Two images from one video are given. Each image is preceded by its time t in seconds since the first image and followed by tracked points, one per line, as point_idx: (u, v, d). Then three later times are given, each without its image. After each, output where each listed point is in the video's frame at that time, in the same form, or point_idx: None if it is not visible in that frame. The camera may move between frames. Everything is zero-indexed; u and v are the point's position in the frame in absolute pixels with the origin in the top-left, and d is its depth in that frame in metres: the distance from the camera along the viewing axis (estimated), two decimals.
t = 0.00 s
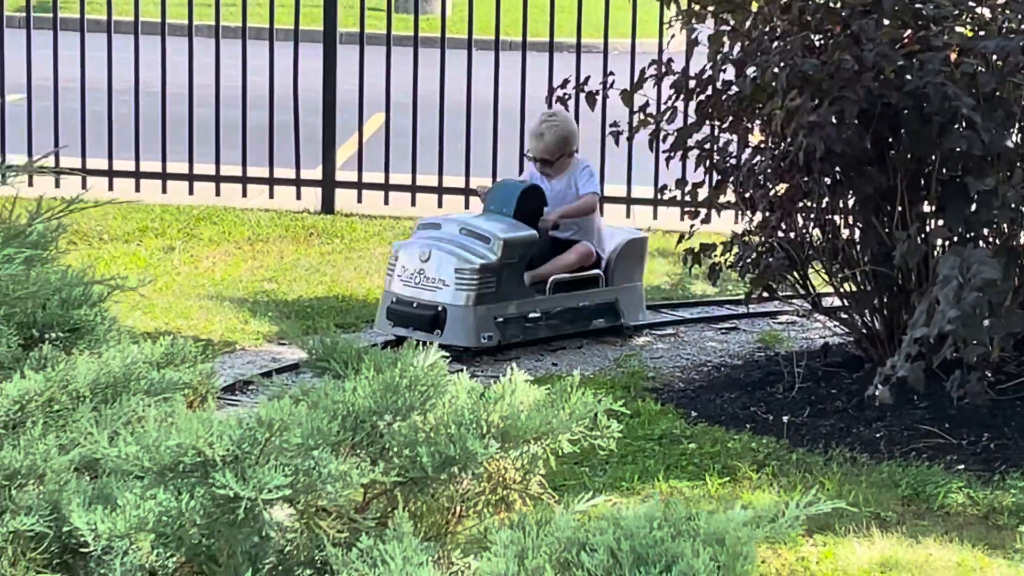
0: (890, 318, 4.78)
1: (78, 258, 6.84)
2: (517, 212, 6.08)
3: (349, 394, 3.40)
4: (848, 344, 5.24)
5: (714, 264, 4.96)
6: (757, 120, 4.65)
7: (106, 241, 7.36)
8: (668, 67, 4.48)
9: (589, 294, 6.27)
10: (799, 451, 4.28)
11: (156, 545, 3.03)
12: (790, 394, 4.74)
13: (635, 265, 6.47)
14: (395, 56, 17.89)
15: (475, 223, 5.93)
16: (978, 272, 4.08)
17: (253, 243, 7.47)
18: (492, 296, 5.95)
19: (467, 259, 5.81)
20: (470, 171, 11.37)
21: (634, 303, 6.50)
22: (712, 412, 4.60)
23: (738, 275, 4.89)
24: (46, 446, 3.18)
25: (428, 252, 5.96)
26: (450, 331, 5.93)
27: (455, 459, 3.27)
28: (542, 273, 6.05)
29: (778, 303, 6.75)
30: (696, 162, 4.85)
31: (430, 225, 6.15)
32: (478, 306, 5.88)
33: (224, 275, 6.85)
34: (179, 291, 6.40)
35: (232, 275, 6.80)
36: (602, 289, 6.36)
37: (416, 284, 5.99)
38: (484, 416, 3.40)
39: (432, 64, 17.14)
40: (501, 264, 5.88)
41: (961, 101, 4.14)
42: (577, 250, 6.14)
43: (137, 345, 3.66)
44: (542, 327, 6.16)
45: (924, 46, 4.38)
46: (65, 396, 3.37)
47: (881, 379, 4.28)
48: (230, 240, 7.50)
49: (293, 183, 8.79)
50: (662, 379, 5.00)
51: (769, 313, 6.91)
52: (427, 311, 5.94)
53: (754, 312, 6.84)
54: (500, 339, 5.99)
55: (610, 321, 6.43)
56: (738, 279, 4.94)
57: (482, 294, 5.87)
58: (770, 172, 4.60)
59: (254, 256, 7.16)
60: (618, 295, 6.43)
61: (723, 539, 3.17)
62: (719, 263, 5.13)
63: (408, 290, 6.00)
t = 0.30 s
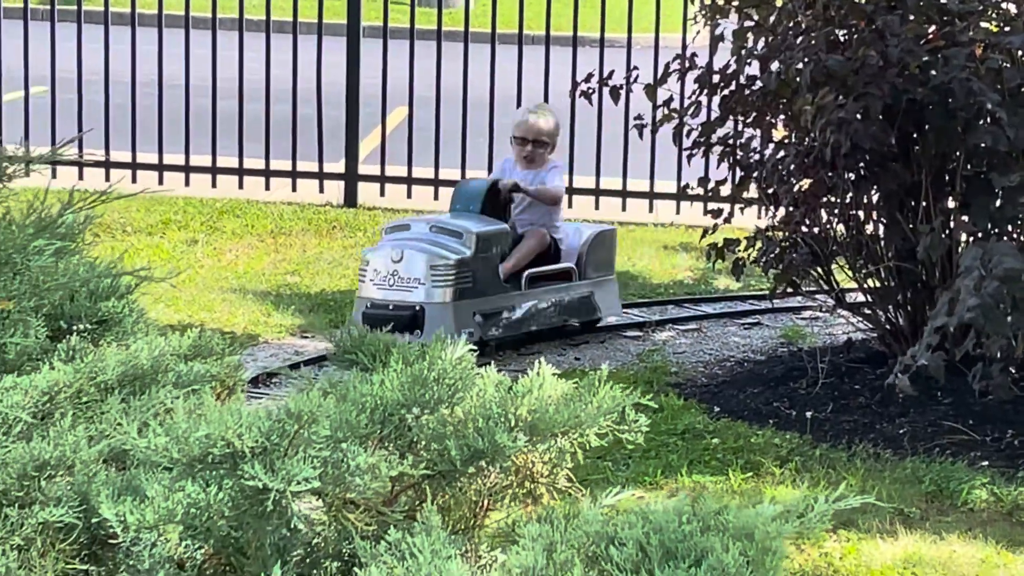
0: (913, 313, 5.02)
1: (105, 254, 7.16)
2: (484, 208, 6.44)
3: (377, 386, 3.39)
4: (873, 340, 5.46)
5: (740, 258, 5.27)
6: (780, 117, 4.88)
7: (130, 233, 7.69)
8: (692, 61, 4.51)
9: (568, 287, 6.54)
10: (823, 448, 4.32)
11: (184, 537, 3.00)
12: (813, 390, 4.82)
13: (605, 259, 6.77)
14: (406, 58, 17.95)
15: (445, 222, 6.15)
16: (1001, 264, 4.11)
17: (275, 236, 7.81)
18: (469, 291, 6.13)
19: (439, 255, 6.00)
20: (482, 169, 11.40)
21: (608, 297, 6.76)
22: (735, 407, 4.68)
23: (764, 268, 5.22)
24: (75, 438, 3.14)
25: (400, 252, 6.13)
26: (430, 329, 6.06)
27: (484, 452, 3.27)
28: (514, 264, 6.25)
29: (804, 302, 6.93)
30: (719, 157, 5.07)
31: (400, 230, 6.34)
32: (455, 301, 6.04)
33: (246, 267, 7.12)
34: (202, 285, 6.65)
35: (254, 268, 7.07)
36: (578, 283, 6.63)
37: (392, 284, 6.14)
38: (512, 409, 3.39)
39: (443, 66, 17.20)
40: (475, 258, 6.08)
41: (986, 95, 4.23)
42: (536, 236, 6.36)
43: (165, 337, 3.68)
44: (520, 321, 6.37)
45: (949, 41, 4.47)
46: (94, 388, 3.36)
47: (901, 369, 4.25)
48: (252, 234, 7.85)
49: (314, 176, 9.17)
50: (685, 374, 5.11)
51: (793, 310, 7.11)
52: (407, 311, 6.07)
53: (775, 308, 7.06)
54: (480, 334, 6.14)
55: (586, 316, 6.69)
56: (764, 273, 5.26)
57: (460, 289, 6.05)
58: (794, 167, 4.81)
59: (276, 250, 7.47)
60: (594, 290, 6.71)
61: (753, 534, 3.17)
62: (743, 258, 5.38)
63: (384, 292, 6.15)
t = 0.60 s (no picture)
0: (936, 308, 5.28)
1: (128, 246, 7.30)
2: (476, 211, 6.21)
3: (403, 378, 3.39)
4: (894, 335, 5.73)
5: (762, 253, 5.49)
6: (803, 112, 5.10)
7: (152, 225, 7.83)
8: (714, 58, 4.65)
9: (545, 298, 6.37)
10: (844, 443, 4.36)
11: (209, 528, 2.95)
12: (835, 385, 4.93)
13: (586, 268, 6.62)
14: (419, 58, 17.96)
15: (437, 228, 6.02)
16: None
17: (296, 229, 7.94)
18: (454, 301, 5.98)
19: (429, 265, 5.91)
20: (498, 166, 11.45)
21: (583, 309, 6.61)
22: (757, 403, 4.77)
23: (787, 264, 5.42)
24: (102, 428, 3.06)
25: (389, 256, 6.05)
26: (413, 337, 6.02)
27: (510, 445, 3.24)
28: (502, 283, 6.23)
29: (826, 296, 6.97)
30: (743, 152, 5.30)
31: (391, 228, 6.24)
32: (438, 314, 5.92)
33: (268, 262, 7.23)
34: (224, 278, 6.75)
35: (275, 261, 7.18)
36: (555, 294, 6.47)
37: (378, 289, 6.06)
38: (538, 403, 3.38)
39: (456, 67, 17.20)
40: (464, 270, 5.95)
41: (1009, 90, 4.42)
42: (536, 254, 6.34)
43: (189, 329, 3.68)
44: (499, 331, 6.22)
45: (972, 36, 4.65)
46: (119, 378, 3.34)
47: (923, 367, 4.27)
48: (273, 226, 7.99)
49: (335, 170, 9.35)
50: (707, 369, 5.26)
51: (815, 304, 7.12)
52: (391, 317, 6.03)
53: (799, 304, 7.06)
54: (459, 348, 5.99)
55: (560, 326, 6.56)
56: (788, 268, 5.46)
57: (445, 302, 5.92)
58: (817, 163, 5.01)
59: (297, 243, 7.58)
60: (570, 300, 6.55)
61: (779, 527, 3.16)
62: (764, 253, 5.58)
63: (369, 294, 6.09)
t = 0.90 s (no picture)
0: (955, 305, 5.38)
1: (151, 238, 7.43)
2: (452, 213, 6.15)
3: (423, 371, 3.38)
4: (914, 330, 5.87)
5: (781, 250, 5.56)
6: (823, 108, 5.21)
7: (173, 219, 7.99)
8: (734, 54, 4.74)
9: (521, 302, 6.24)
10: (864, 439, 4.40)
11: (229, 520, 2.96)
12: (855, 380, 5.01)
13: (556, 272, 6.51)
14: (437, 56, 17.98)
15: (416, 231, 5.89)
16: None
17: (315, 224, 8.05)
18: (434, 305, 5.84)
19: (411, 270, 5.77)
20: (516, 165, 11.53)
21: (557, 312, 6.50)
22: (775, 400, 4.83)
23: (806, 260, 5.50)
24: (122, 419, 3.02)
25: (367, 260, 5.88)
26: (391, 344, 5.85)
27: (530, 438, 3.24)
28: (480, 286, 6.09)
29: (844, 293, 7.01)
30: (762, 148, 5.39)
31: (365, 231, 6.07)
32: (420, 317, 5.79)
33: (287, 257, 7.34)
34: (244, 272, 6.89)
35: (294, 256, 7.29)
36: (530, 298, 6.34)
37: (354, 293, 5.88)
38: (558, 397, 3.39)
39: (474, 67, 17.23)
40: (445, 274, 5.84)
41: None
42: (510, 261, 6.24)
43: (209, 322, 3.68)
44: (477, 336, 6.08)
45: (992, 33, 4.78)
46: (139, 370, 3.32)
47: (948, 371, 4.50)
48: (293, 221, 8.11)
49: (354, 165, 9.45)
50: (725, 365, 5.37)
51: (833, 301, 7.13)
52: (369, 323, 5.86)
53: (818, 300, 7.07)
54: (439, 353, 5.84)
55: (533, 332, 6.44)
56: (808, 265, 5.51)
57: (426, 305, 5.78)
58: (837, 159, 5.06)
59: (316, 237, 7.69)
60: (543, 304, 6.43)
61: (800, 521, 3.13)
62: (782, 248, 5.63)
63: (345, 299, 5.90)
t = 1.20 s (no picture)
0: (972, 305, 5.48)
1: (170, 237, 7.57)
2: (422, 214, 6.15)
3: (443, 368, 3.38)
4: (931, 329, 5.96)
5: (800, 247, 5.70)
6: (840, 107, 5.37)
7: (191, 218, 8.14)
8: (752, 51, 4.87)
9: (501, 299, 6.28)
10: (880, 438, 4.44)
11: (249, 517, 2.93)
12: (873, 380, 5.09)
13: (530, 271, 6.60)
14: (456, 56, 18.04)
15: (389, 232, 5.88)
16: None
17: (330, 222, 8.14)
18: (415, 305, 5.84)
19: (390, 273, 5.77)
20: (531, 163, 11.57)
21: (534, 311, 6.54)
22: (793, 398, 4.93)
23: (824, 258, 5.59)
24: (143, 415, 2.99)
25: (343, 265, 5.86)
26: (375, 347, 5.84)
27: (550, 436, 3.22)
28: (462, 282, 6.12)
29: (861, 292, 7.03)
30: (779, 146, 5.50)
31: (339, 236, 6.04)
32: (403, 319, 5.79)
33: (303, 255, 7.46)
34: (261, 270, 7.01)
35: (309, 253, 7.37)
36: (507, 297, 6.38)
37: (334, 300, 5.86)
38: (578, 395, 3.36)
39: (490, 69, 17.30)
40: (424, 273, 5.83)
41: None
42: (484, 259, 6.31)
43: (229, 318, 3.69)
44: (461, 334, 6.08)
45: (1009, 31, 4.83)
46: (160, 367, 3.29)
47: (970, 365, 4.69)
48: (309, 219, 8.22)
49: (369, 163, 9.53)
50: (743, 363, 5.50)
51: (849, 300, 7.14)
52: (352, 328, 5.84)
53: (835, 300, 7.08)
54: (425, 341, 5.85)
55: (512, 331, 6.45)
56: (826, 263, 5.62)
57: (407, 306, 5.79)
58: (855, 158, 5.20)
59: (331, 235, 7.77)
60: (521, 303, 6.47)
61: (820, 520, 3.08)
62: (800, 246, 5.78)
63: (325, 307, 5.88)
